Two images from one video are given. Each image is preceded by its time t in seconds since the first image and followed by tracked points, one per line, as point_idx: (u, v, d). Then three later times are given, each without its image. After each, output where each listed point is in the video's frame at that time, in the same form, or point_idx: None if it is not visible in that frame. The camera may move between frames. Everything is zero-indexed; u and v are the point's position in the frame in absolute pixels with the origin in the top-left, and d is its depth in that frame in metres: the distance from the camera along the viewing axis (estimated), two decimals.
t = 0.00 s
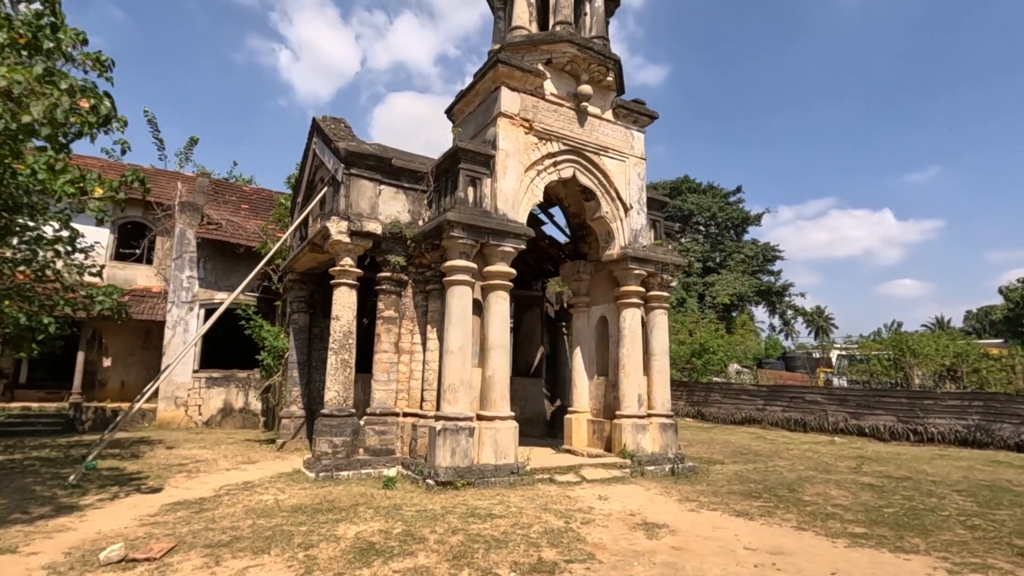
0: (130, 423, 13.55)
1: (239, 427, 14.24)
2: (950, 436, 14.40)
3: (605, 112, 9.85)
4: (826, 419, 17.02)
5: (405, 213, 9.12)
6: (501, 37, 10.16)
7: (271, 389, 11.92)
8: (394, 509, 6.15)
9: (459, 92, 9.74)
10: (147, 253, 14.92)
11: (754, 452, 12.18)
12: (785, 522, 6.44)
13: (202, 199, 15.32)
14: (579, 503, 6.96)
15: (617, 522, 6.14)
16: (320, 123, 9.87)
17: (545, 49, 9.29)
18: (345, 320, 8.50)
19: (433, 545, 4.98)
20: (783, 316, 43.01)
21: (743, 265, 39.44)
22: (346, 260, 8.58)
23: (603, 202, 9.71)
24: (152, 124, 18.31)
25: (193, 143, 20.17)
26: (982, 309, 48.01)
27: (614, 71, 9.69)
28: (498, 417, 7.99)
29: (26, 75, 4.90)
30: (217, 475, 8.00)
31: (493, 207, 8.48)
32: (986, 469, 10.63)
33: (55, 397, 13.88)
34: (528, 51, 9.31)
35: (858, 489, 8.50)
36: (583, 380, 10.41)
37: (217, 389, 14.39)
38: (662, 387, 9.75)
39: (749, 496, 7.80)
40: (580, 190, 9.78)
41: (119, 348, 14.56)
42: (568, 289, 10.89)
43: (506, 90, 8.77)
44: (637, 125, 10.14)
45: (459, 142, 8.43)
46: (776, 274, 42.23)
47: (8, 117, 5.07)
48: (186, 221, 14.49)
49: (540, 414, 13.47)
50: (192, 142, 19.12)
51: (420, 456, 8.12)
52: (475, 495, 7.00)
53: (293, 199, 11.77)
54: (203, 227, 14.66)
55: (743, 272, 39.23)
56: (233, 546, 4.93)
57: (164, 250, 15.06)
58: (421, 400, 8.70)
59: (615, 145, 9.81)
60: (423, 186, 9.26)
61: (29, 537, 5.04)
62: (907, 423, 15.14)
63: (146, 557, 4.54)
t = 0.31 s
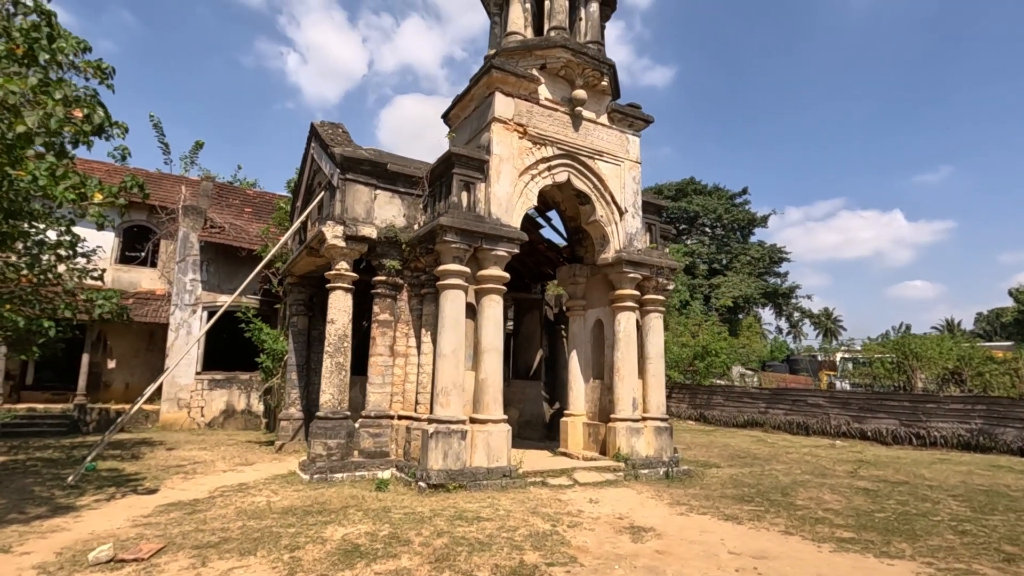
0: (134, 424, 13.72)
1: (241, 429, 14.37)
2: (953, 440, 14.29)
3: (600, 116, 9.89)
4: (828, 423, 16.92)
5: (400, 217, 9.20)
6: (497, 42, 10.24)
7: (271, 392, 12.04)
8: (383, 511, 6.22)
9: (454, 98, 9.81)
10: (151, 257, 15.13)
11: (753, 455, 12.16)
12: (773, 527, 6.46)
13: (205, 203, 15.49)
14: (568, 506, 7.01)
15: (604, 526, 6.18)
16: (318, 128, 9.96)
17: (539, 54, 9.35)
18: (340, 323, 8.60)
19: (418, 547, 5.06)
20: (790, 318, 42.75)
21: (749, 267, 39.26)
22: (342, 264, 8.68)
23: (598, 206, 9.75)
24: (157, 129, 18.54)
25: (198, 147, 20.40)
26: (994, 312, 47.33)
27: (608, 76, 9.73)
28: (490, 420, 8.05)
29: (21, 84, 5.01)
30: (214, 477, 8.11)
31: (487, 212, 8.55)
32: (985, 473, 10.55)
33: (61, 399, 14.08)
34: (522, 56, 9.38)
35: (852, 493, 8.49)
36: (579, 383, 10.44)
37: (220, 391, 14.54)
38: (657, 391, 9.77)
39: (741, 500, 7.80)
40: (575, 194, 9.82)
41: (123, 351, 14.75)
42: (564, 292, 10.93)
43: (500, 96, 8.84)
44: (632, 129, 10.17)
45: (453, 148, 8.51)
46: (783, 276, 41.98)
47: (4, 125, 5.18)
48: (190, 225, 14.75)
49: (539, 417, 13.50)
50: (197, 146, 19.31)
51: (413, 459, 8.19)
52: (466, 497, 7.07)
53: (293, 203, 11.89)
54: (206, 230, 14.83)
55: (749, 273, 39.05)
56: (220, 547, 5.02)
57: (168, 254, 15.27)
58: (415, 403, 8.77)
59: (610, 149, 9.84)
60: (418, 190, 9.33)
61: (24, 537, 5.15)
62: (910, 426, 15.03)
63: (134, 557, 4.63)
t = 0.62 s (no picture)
0: (136, 424, 13.85)
1: (242, 430, 14.47)
2: (956, 443, 14.16)
3: (595, 118, 9.90)
4: (830, 425, 16.81)
5: (395, 219, 9.25)
6: (493, 44, 10.27)
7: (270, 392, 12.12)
8: (372, 510, 6.26)
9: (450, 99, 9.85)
10: (154, 259, 15.30)
11: (751, 457, 12.12)
12: (762, 529, 6.44)
13: (207, 206, 15.63)
14: (558, 507, 7.01)
15: (591, 527, 6.19)
16: (315, 130, 10.01)
17: (534, 56, 9.38)
18: (334, 324, 8.65)
19: (401, 546, 5.09)
20: (796, 320, 42.46)
21: (755, 268, 39.06)
22: (336, 266, 8.73)
23: (593, 208, 9.76)
24: (161, 132, 18.72)
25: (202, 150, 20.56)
26: (1006, 314, 46.78)
27: (603, 77, 9.74)
28: (483, 421, 8.07)
29: (10, 90, 5.10)
30: (208, 476, 8.18)
31: (480, 213, 8.58)
32: (985, 477, 10.45)
33: (64, 399, 14.25)
34: (517, 59, 9.42)
35: (847, 496, 8.44)
36: (575, 384, 10.44)
37: (221, 391, 14.65)
38: (653, 392, 9.76)
39: (733, 502, 7.78)
40: (570, 195, 9.84)
41: (126, 351, 14.89)
42: (561, 293, 10.93)
43: (493, 97, 8.87)
44: (628, 131, 10.17)
45: (447, 150, 8.55)
46: (789, 277, 41.75)
47: None
48: (192, 226, 14.88)
49: (537, 419, 13.42)
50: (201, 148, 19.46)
51: (406, 460, 8.21)
52: (457, 498, 7.09)
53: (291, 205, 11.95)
54: (208, 232, 15.00)
55: (755, 275, 38.86)
56: (206, 545, 5.07)
57: (170, 256, 15.42)
58: (409, 404, 8.80)
59: (605, 150, 9.85)
60: (413, 192, 9.38)
61: (15, 535, 5.23)
62: (912, 429, 14.91)
63: (119, 555, 4.69)
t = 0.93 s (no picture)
0: (138, 424, 13.98)
1: (243, 429, 14.54)
2: (962, 444, 13.94)
3: (589, 116, 9.85)
4: (834, 426, 16.61)
5: (388, 218, 9.26)
6: (487, 43, 10.25)
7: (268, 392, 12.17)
8: (357, 509, 6.25)
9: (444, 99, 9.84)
10: (156, 259, 15.44)
11: (751, 458, 12.00)
12: (751, 529, 6.37)
13: (210, 207, 15.75)
14: (547, 507, 6.97)
15: (577, 526, 6.14)
16: (310, 131, 10.05)
17: (526, 55, 9.35)
18: (326, 324, 8.68)
19: (380, 545, 5.08)
20: (805, 321, 42.05)
21: (763, 268, 38.75)
22: (329, 265, 8.76)
23: (587, 206, 9.71)
24: (165, 134, 18.91)
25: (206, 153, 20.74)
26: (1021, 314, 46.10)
27: (597, 75, 9.70)
28: (473, 420, 8.04)
29: None
30: (201, 475, 8.22)
31: (472, 212, 8.56)
32: (989, 479, 10.28)
33: (68, 398, 14.41)
34: (510, 57, 9.39)
35: (843, 497, 8.33)
36: (570, 384, 10.39)
37: (222, 391, 14.73)
38: (648, 392, 9.69)
39: (726, 502, 7.69)
40: (564, 194, 9.79)
41: (129, 352, 15.02)
42: (557, 292, 10.88)
43: (485, 96, 8.86)
44: (623, 129, 10.12)
45: (438, 149, 8.54)
46: (798, 278, 41.38)
47: None
48: (194, 227, 14.94)
49: (536, 419, 13.37)
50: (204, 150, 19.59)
51: (397, 459, 8.21)
52: (445, 497, 7.07)
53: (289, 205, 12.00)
54: (209, 233, 15.14)
55: (763, 275, 38.55)
56: (186, 542, 5.09)
57: (172, 257, 15.54)
58: (401, 404, 8.80)
59: (599, 148, 9.80)
60: (406, 192, 9.39)
61: None
62: (917, 430, 14.69)
63: (98, 551, 4.72)
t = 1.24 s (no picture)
0: (141, 425, 14.10)
1: (245, 431, 14.60)
2: (969, 447, 13.74)
3: (584, 117, 9.81)
4: (839, 428, 16.44)
5: (383, 221, 9.26)
6: (482, 45, 10.24)
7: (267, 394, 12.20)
8: (345, 513, 6.25)
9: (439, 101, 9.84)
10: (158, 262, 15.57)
11: (751, 461, 11.90)
12: (743, 534, 6.30)
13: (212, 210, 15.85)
14: (538, 510, 6.93)
15: (566, 531, 6.10)
16: (306, 134, 10.07)
17: (520, 56, 9.33)
18: (320, 326, 8.69)
19: (363, 550, 5.07)
20: (813, 322, 41.70)
21: (771, 269, 38.47)
22: (323, 268, 8.77)
23: (583, 208, 9.67)
24: (169, 138, 19.06)
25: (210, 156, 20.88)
26: None
27: (592, 76, 9.66)
28: (466, 423, 8.02)
29: None
30: (196, 477, 8.26)
31: (465, 215, 8.55)
32: (993, 482, 10.12)
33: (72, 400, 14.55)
34: (504, 59, 9.37)
35: (841, 501, 8.23)
36: (567, 386, 10.34)
37: (224, 393, 14.80)
38: (644, 395, 9.62)
39: (720, 507, 7.62)
40: (559, 196, 9.76)
41: (133, 354, 15.14)
42: (554, 294, 10.84)
43: (479, 98, 8.84)
44: (619, 130, 10.06)
45: (431, 151, 8.53)
46: (805, 278, 41.05)
47: None
48: (196, 230, 15.09)
49: (536, 421, 13.31)
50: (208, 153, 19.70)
51: (391, 462, 8.19)
52: (436, 501, 7.05)
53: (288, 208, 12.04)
54: (211, 236, 15.20)
55: (770, 276, 38.27)
56: (171, 546, 5.11)
57: (175, 260, 15.67)
58: (395, 406, 8.79)
59: (594, 150, 9.76)
60: (401, 194, 9.38)
61: None
62: (923, 433, 14.51)
63: (81, 555, 4.75)
